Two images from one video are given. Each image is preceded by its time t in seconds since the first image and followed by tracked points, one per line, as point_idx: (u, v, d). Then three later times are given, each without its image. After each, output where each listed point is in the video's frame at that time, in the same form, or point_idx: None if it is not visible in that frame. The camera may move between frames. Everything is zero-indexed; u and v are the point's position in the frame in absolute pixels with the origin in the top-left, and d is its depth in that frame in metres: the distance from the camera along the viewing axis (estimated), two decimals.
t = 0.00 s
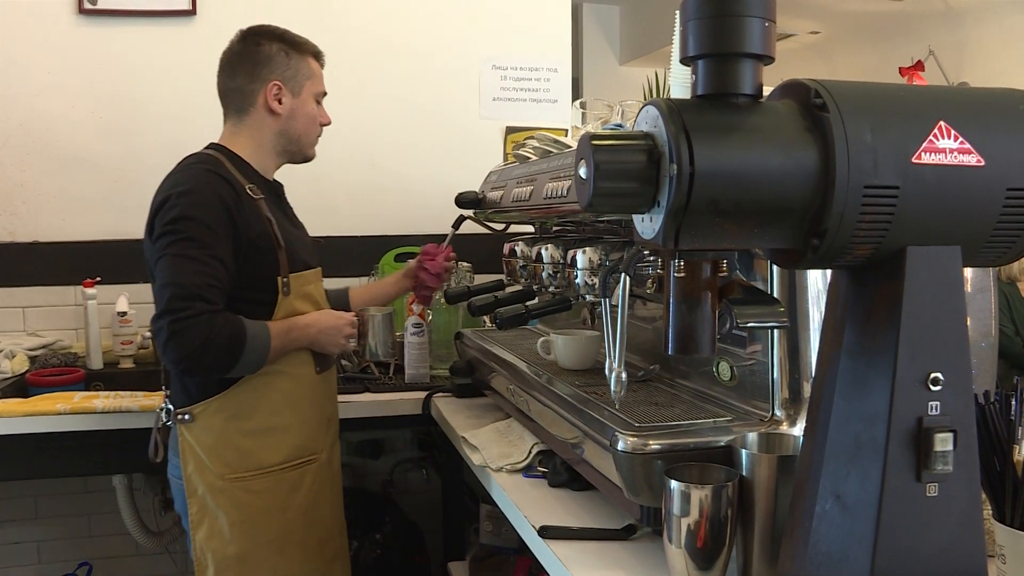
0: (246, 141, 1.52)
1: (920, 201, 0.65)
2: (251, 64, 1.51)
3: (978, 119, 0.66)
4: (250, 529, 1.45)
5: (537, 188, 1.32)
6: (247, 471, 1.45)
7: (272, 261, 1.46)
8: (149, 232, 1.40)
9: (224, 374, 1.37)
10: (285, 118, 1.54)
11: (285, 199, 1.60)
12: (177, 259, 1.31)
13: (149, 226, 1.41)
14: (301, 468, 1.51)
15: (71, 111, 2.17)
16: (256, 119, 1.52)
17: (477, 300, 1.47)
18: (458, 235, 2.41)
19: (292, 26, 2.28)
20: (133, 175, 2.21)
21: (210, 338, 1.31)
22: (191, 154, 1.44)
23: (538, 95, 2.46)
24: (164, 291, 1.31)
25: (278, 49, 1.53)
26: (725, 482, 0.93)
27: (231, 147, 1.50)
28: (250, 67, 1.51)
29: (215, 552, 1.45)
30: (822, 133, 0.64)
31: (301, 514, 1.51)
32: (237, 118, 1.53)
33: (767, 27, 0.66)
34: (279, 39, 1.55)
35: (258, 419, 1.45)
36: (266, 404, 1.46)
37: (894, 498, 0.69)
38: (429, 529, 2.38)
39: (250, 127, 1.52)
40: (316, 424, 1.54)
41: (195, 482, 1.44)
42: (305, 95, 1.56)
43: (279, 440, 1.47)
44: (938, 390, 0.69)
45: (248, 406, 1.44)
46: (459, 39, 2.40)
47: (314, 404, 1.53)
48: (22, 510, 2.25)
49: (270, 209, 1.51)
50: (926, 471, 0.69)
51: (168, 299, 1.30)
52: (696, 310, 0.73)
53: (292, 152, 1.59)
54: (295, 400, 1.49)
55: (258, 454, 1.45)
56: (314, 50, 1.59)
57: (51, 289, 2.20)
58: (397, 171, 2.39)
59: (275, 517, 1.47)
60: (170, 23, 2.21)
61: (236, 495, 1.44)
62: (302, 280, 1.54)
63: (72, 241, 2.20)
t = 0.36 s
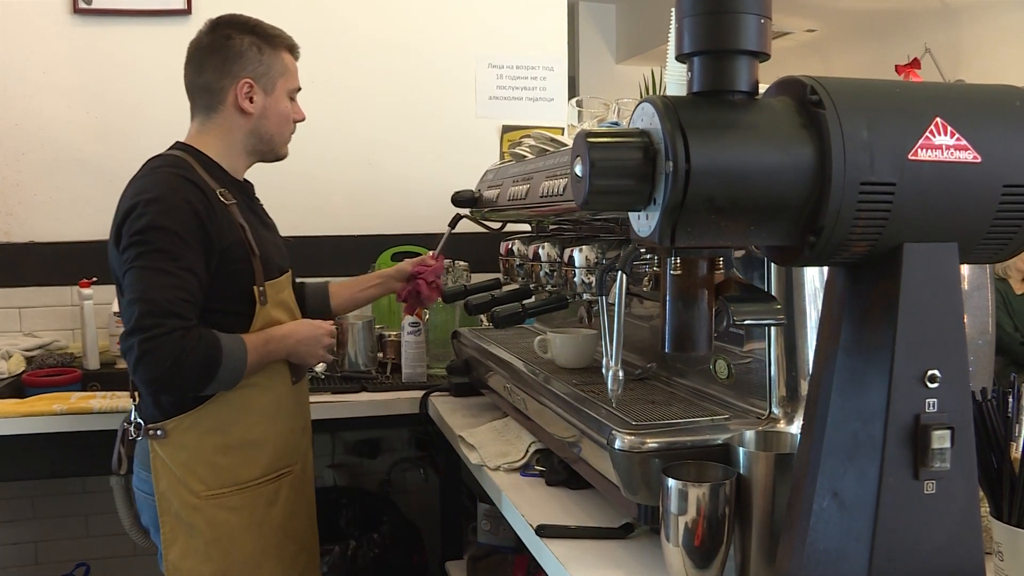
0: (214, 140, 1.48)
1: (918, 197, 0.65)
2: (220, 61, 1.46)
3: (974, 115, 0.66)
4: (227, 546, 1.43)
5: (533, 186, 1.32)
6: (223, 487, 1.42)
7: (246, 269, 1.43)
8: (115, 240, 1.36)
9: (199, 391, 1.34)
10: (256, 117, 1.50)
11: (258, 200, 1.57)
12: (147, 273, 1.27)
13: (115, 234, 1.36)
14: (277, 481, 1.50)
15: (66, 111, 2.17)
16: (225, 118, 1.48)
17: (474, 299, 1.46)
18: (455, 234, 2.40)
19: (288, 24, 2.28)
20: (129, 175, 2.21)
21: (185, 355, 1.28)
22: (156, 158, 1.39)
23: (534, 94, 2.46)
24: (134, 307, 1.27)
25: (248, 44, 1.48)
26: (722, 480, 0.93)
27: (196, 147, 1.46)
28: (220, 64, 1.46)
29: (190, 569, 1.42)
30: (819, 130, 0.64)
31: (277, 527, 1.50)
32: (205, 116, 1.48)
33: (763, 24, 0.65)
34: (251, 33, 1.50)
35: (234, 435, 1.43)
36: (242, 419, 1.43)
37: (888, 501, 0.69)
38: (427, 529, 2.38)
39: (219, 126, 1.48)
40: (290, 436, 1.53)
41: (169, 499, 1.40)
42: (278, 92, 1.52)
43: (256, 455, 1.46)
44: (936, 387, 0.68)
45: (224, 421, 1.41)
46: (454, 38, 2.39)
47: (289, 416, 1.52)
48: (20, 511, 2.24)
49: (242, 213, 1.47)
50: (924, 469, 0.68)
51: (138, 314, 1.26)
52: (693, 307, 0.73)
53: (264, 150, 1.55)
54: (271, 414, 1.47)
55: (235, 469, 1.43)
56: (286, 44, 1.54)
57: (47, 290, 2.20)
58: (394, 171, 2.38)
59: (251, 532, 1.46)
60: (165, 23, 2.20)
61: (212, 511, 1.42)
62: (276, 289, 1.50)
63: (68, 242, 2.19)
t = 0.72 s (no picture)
0: (206, 141, 1.48)
1: (924, 202, 0.64)
2: (218, 60, 1.46)
3: (980, 120, 0.66)
4: (222, 555, 1.42)
5: (536, 189, 1.31)
6: (218, 496, 1.42)
7: (240, 275, 1.44)
8: (103, 247, 1.35)
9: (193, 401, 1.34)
10: (251, 120, 1.50)
11: (248, 202, 1.57)
12: (136, 283, 1.26)
13: (103, 242, 1.35)
14: (272, 489, 1.50)
15: (68, 113, 2.17)
16: (219, 118, 1.48)
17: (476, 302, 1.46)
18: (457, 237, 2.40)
19: (291, 26, 2.28)
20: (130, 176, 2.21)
21: (176, 364, 1.27)
22: (144, 164, 1.38)
23: (537, 96, 2.46)
24: (123, 317, 1.26)
25: (246, 45, 1.48)
26: (726, 485, 0.92)
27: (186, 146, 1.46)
28: (217, 63, 1.46)
29: None
30: (824, 134, 0.64)
31: (272, 535, 1.50)
32: (199, 115, 1.48)
33: (769, 29, 0.65)
34: (250, 34, 1.50)
35: (228, 444, 1.42)
36: (236, 427, 1.43)
37: (887, 514, 0.68)
38: (429, 532, 2.37)
39: (212, 127, 1.48)
40: (285, 444, 1.52)
41: (163, 508, 1.40)
42: (273, 96, 1.52)
43: (251, 463, 1.46)
44: (941, 393, 0.68)
45: (218, 430, 1.41)
46: (457, 41, 2.39)
47: (283, 425, 1.51)
48: (21, 512, 2.24)
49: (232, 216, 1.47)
50: (929, 475, 0.68)
51: (127, 324, 1.25)
52: (698, 312, 0.73)
53: (256, 154, 1.55)
54: (264, 422, 1.47)
55: (229, 478, 1.43)
56: (286, 49, 1.55)
57: (50, 291, 2.20)
58: (396, 173, 2.38)
59: (246, 541, 1.45)
60: (168, 25, 2.20)
61: (207, 520, 1.42)
62: (269, 294, 1.50)
63: (70, 243, 2.19)
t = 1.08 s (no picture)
0: (222, 143, 1.48)
1: (931, 210, 0.64)
2: (233, 63, 1.47)
3: (987, 127, 0.66)
4: (240, 543, 1.43)
5: (541, 193, 1.31)
6: (236, 485, 1.42)
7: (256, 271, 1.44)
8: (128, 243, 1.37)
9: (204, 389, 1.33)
10: (265, 121, 1.50)
11: (270, 202, 1.57)
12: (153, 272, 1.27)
13: (127, 236, 1.37)
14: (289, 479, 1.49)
15: (73, 114, 2.17)
16: (233, 119, 1.48)
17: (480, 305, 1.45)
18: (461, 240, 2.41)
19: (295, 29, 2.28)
20: (135, 178, 2.21)
21: (186, 352, 1.27)
22: (168, 162, 1.41)
23: (541, 100, 2.46)
24: (139, 305, 1.27)
25: (260, 47, 1.49)
26: (731, 490, 0.92)
27: (205, 148, 1.46)
28: (232, 66, 1.47)
29: (205, 567, 1.42)
30: (832, 141, 0.64)
31: (290, 524, 1.49)
32: (216, 118, 1.49)
33: (777, 35, 0.65)
34: (266, 38, 1.51)
35: (246, 433, 1.42)
36: (254, 417, 1.43)
37: (905, 510, 0.68)
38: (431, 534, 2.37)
39: (228, 129, 1.48)
40: (303, 435, 1.52)
41: (183, 497, 1.40)
42: (287, 97, 1.51)
43: (268, 453, 1.45)
44: (948, 400, 0.68)
45: (236, 419, 1.41)
46: (461, 44, 2.39)
47: (301, 416, 1.51)
48: (23, 512, 2.24)
49: (251, 213, 1.47)
50: (936, 481, 0.68)
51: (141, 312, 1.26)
52: (705, 318, 0.72)
53: (273, 155, 1.54)
54: (282, 413, 1.47)
55: (246, 468, 1.43)
56: (301, 51, 1.54)
57: (53, 292, 2.20)
58: (400, 175, 2.38)
59: (264, 529, 1.45)
60: (173, 27, 2.21)
61: (226, 508, 1.42)
62: (289, 289, 1.50)
63: (74, 244, 2.20)
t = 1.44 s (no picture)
0: (245, 149, 1.50)
1: (939, 213, 0.64)
2: (256, 71, 1.49)
3: (995, 129, 0.66)
4: (241, 526, 1.43)
5: (546, 194, 1.31)
6: (238, 467, 1.43)
7: (261, 270, 1.44)
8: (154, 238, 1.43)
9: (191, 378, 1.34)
10: (284, 127, 1.50)
11: (299, 207, 1.57)
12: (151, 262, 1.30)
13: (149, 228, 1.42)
14: (295, 467, 1.48)
15: (76, 112, 2.17)
16: (256, 126, 1.50)
17: (485, 305, 1.45)
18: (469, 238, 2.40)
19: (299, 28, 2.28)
20: (138, 176, 2.21)
21: (169, 342, 1.28)
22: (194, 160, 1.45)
23: (544, 100, 2.46)
24: (137, 291, 1.30)
25: (282, 55, 1.50)
26: (736, 491, 0.92)
27: (229, 154, 1.49)
28: (255, 73, 1.49)
29: (210, 546, 1.44)
30: (841, 143, 0.64)
31: (295, 512, 1.47)
32: (242, 124, 1.51)
33: (786, 36, 0.65)
34: (291, 45, 1.52)
35: (249, 416, 1.43)
36: (258, 401, 1.44)
37: (913, 508, 0.68)
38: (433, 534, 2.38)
39: (251, 135, 1.50)
40: (314, 424, 1.51)
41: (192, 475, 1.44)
42: (308, 104, 1.51)
43: (273, 438, 1.46)
44: (955, 402, 0.68)
45: (239, 402, 1.43)
46: (464, 44, 2.39)
47: (310, 404, 1.50)
48: (26, 511, 2.24)
49: (268, 214, 1.47)
50: (943, 483, 0.68)
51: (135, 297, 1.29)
52: (713, 319, 0.73)
53: (297, 161, 1.54)
54: (288, 399, 1.47)
55: (250, 452, 1.43)
56: (327, 59, 1.54)
57: (56, 290, 2.20)
58: (403, 175, 2.38)
59: (265, 514, 1.44)
60: (176, 26, 2.21)
61: (228, 490, 1.42)
62: (301, 285, 1.49)
63: (76, 243, 2.20)
